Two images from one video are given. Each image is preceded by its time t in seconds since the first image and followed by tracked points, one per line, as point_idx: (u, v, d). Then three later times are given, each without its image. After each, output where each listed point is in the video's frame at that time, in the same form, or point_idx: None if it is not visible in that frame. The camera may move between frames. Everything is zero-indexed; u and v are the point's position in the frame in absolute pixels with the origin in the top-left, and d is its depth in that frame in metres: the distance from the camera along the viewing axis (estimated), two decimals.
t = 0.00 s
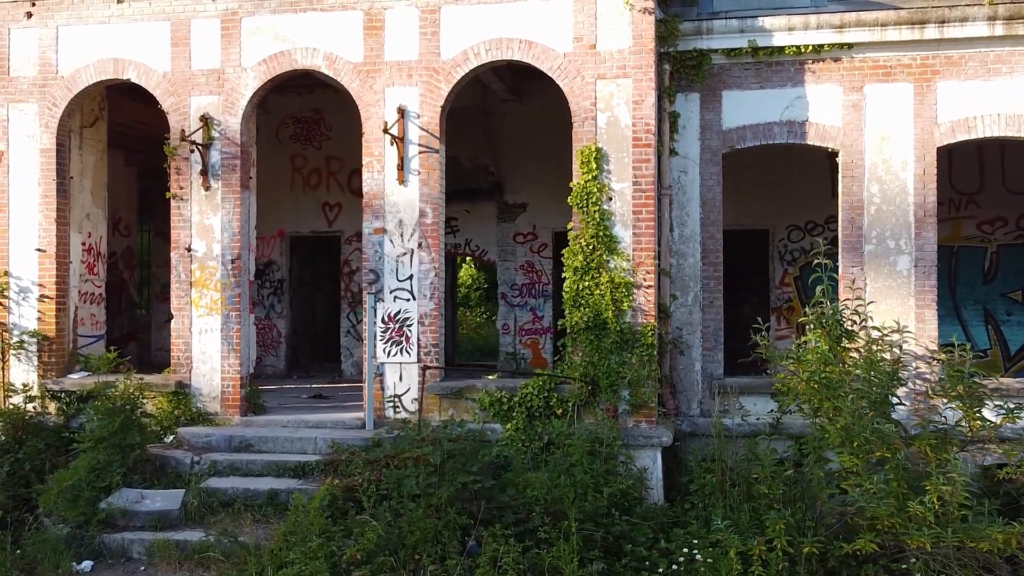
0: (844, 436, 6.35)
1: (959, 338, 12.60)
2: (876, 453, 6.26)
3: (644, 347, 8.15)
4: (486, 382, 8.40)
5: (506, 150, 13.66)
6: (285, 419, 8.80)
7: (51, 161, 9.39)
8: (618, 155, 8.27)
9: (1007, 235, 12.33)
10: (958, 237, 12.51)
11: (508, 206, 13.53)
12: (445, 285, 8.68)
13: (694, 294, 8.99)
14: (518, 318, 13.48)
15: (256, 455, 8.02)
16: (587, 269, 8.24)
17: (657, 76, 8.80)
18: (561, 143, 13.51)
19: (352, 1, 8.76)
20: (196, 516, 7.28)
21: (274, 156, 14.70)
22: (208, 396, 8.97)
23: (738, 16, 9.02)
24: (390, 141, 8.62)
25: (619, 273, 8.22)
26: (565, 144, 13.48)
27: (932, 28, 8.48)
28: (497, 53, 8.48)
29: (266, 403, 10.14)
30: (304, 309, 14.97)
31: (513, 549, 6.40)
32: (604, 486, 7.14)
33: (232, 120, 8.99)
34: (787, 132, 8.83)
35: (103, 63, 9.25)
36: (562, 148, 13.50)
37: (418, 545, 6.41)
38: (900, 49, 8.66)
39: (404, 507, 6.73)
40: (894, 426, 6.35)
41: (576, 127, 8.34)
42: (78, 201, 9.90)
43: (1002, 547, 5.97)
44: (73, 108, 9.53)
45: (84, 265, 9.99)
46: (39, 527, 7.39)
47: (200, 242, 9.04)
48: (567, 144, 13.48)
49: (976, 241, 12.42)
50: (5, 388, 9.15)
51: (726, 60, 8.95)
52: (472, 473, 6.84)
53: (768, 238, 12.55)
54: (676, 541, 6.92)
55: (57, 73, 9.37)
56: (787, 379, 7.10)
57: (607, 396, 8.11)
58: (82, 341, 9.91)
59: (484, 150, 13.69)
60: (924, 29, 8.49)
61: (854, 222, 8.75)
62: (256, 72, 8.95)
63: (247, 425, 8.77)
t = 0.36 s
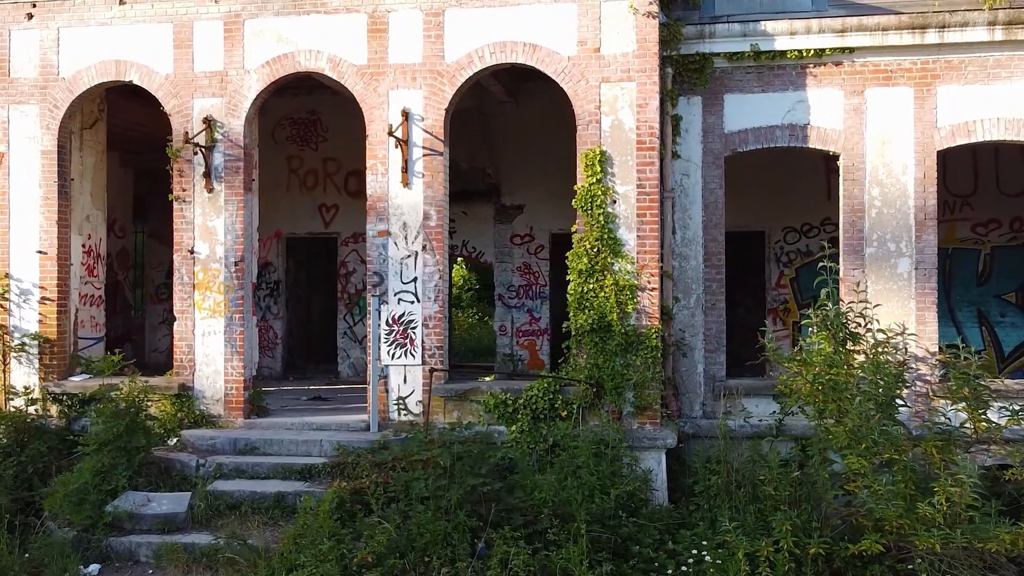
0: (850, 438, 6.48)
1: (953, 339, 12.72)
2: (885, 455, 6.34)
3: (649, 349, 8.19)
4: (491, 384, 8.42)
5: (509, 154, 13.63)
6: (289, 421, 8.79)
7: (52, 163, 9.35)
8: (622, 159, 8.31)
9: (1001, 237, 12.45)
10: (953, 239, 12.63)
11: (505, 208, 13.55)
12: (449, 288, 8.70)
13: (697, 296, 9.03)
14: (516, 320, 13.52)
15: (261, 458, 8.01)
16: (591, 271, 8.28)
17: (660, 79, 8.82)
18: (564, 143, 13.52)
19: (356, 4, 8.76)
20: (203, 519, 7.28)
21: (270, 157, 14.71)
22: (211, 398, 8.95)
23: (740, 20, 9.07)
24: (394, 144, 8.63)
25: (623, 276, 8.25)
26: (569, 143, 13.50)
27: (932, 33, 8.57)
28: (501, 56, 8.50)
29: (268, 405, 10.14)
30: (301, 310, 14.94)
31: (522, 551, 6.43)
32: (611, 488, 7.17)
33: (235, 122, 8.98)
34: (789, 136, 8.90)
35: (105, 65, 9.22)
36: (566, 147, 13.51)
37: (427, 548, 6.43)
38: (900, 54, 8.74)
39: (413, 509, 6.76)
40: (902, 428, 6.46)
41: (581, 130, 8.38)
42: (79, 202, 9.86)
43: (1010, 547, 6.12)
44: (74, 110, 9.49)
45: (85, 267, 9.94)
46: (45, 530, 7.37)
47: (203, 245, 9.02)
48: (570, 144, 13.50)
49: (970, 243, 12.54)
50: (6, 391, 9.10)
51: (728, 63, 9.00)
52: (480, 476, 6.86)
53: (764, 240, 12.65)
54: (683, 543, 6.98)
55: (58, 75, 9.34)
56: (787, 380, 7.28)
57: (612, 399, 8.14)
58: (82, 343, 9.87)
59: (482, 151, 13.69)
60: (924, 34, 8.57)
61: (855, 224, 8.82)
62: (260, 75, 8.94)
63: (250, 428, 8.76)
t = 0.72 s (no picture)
0: (857, 438, 6.65)
1: (953, 340, 12.78)
2: (899, 456, 6.49)
3: (657, 351, 8.22)
4: (500, 386, 8.45)
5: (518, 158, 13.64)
6: (297, 423, 8.80)
7: (59, 164, 9.34)
8: (630, 161, 8.34)
9: (1001, 238, 12.52)
10: (953, 240, 12.70)
11: (507, 209, 13.56)
12: (457, 290, 8.72)
13: (703, 298, 9.07)
14: (517, 321, 13.55)
15: (271, 460, 8.02)
16: (600, 273, 8.30)
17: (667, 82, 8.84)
18: (573, 145, 13.57)
19: (364, 6, 8.78)
20: (214, 521, 7.29)
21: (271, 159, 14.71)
22: (218, 400, 8.96)
23: (746, 23, 9.11)
24: (402, 146, 8.64)
25: (632, 278, 8.28)
26: (577, 145, 13.56)
27: (938, 36, 8.62)
28: (510, 59, 8.52)
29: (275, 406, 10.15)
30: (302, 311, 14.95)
31: (536, 552, 6.46)
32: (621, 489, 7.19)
33: (242, 124, 8.98)
34: (795, 138, 8.94)
35: (112, 66, 9.22)
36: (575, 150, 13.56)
37: (441, 549, 6.44)
38: (906, 57, 8.79)
39: (425, 511, 6.77)
40: (913, 429, 6.60)
41: (589, 133, 8.41)
42: (84, 204, 9.85)
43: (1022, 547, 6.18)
44: (80, 111, 9.48)
45: (90, 268, 9.93)
46: (55, 533, 7.38)
47: (211, 247, 9.02)
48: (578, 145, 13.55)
49: (970, 245, 12.61)
50: (13, 393, 9.10)
51: (735, 66, 9.03)
52: (492, 477, 6.86)
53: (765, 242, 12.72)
54: (694, 544, 7.02)
55: (64, 76, 9.33)
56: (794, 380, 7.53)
57: (621, 400, 8.18)
58: (87, 345, 9.86)
59: (483, 153, 13.69)
60: (930, 37, 8.62)
61: (861, 226, 8.87)
62: (268, 76, 8.94)
63: (258, 430, 8.77)
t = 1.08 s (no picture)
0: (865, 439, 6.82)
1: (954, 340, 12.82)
2: (911, 457, 6.57)
3: (667, 353, 8.24)
4: (510, 388, 8.49)
5: (527, 164, 13.66)
6: (307, 424, 8.80)
7: (67, 166, 9.33)
8: (640, 163, 8.37)
9: (1002, 240, 12.59)
10: (954, 242, 12.76)
11: (510, 210, 13.57)
12: (466, 291, 8.74)
13: (711, 300, 9.10)
14: (520, 322, 13.56)
15: (282, 461, 8.03)
16: (609, 275, 8.33)
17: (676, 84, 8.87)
18: (583, 144, 13.56)
19: (373, 8, 8.79)
20: (226, 523, 7.30)
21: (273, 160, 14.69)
22: (227, 402, 8.97)
23: (754, 26, 9.15)
24: (412, 148, 8.66)
25: (642, 280, 8.31)
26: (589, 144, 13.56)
27: (945, 39, 8.67)
28: (519, 61, 8.55)
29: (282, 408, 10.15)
30: (305, 313, 14.95)
31: (551, 553, 6.48)
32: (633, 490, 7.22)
33: (251, 126, 8.99)
34: (802, 141, 8.98)
35: (121, 68, 9.22)
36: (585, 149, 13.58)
37: (455, 551, 6.46)
38: (913, 60, 8.84)
39: (439, 513, 6.79)
40: (925, 430, 6.71)
41: (598, 135, 8.43)
42: (91, 206, 9.84)
43: None
44: (88, 113, 9.47)
45: (96, 270, 9.92)
46: (67, 535, 7.37)
47: (220, 248, 9.02)
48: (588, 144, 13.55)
49: (972, 246, 12.67)
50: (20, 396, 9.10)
51: (742, 69, 9.07)
52: (506, 479, 6.89)
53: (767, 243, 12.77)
54: (706, 546, 7.04)
55: (72, 78, 9.32)
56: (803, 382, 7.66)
57: (630, 401, 8.21)
58: (94, 347, 9.85)
59: (486, 154, 13.72)
60: (937, 40, 8.67)
61: (869, 228, 8.92)
62: (277, 78, 8.94)
63: (267, 431, 8.78)
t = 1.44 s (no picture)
0: (875, 441, 6.98)
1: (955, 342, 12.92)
2: (927, 460, 6.63)
3: (679, 355, 8.28)
4: (522, 390, 8.52)
5: (538, 171, 13.67)
6: (318, 427, 8.82)
7: (77, 169, 9.32)
8: (652, 167, 8.41)
9: (1003, 242, 12.67)
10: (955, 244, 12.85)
11: (513, 212, 13.59)
12: (478, 294, 8.76)
13: (721, 302, 9.14)
14: (524, 323, 13.59)
15: (296, 464, 8.05)
16: (622, 277, 8.36)
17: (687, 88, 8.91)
18: (594, 146, 13.52)
19: (385, 11, 8.80)
20: (242, 526, 7.31)
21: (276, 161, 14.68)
22: (239, 404, 8.97)
23: (763, 30, 9.19)
24: (424, 151, 8.67)
25: (653, 282, 8.35)
26: (599, 146, 13.53)
27: (953, 44, 8.73)
28: (531, 64, 8.58)
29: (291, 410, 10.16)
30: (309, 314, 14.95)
31: (569, 556, 6.51)
32: (648, 492, 7.26)
33: (262, 129, 8.99)
34: (811, 144, 9.04)
35: (131, 70, 9.21)
36: (596, 151, 13.55)
37: (473, 553, 6.49)
38: (921, 64, 8.90)
39: (455, 514, 6.83)
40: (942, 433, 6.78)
41: (610, 138, 8.47)
42: (100, 208, 9.82)
43: None
44: (98, 115, 9.46)
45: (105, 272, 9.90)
46: (82, 539, 7.36)
47: (231, 251, 9.03)
48: (597, 146, 13.51)
49: (973, 248, 12.76)
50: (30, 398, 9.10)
51: (752, 72, 9.12)
52: (524, 481, 6.99)
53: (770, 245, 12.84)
54: (721, 548, 7.08)
55: (82, 80, 9.30)
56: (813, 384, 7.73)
57: (643, 403, 8.25)
58: (103, 349, 9.83)
59: (491, 155, 13.74)
60: (945, 45, 8.74)
61: (877, 231, 8.98)
62: (288, 81, 8.95)
63: (279, 434, 8.79)
